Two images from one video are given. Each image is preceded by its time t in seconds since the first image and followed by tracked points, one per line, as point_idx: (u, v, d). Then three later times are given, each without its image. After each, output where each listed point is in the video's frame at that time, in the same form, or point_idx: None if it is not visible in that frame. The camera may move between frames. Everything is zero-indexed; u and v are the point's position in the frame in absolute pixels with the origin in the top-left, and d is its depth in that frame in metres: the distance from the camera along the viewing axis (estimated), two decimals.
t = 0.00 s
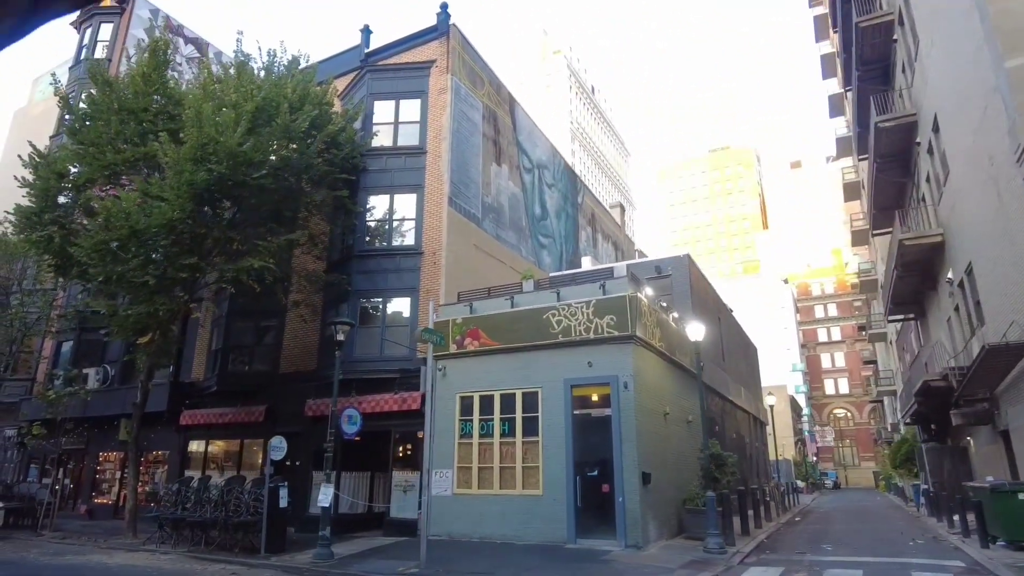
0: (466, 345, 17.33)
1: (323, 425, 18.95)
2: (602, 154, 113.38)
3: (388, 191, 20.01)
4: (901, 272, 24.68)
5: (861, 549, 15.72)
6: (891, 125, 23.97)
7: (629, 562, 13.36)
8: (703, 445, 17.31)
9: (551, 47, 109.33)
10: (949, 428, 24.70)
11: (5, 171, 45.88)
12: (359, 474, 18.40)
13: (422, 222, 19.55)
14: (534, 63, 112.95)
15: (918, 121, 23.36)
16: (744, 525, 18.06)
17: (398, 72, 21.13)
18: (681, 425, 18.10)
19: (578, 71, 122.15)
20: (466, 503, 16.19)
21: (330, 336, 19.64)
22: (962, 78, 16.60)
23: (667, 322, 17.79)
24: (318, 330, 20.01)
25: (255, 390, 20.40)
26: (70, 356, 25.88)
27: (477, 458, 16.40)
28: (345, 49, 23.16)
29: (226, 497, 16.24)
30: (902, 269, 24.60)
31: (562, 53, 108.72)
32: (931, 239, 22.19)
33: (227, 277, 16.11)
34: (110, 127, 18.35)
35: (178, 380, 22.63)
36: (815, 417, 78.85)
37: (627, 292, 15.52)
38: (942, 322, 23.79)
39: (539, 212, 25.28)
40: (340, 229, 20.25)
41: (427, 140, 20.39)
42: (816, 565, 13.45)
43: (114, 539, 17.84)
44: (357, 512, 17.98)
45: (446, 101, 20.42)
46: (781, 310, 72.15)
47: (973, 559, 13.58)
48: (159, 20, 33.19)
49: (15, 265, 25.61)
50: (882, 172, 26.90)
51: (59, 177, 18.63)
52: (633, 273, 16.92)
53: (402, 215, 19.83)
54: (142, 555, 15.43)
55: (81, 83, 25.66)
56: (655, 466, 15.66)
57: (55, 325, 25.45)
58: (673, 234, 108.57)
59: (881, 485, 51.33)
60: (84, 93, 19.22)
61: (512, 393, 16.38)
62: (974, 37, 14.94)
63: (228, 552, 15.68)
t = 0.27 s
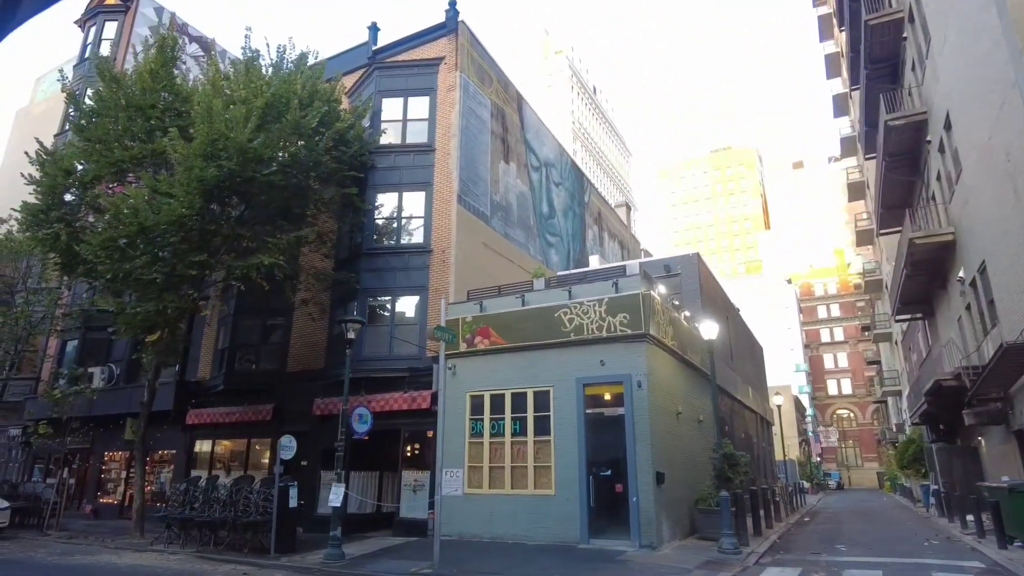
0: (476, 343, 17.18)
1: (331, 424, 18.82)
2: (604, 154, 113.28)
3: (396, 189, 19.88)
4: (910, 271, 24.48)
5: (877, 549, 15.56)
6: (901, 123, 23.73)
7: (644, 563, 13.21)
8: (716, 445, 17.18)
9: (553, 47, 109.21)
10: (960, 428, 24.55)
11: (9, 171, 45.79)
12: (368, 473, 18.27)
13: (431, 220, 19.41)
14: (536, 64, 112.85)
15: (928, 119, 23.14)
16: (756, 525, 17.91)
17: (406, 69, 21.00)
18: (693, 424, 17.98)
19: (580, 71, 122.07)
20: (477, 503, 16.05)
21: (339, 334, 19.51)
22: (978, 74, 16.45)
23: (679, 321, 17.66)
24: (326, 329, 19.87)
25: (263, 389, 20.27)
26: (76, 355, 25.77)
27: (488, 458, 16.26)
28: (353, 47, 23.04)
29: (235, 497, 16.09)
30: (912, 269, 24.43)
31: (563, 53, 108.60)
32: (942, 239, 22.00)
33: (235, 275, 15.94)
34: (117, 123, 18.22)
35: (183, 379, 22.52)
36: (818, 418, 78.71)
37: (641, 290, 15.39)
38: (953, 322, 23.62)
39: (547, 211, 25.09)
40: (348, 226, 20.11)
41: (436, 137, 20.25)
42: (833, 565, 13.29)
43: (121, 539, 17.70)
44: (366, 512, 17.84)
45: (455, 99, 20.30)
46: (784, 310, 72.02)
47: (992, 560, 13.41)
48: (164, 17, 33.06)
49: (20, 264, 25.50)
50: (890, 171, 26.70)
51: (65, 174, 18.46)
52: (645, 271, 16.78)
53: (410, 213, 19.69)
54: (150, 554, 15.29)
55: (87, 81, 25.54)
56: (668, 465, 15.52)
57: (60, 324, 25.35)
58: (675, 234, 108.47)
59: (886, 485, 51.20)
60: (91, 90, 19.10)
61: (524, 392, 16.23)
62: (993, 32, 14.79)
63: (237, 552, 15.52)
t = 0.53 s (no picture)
0: (492, 338, 17.05)
1: (345, 419, 18.73)
2: (609, 150, 112.93)
3: (409, 183, 19.73)
4: (926, 265, 24.22)
5: (898, 545, 15.39)
6: (917, 116, 23.40)
7: (666, 558, 13.09)
8: (733, 439, 17.06)
9: (557, 43, 108.85)
10: (976, 422, 24.34)
11: (15, 168, 45.80)
12: (382, 468, 18.22)
13: (445, 214, 19.26)
14: (540, 59, 112.46)
15: (945, 111, 22.78)
16: (775, 520, 17.76)
17: (418, 62, 20.83)
18: (710, 418, 17.85)
19: (584, 67, 121.64)
20: (494, 498, 15.96)
21: (352, 329, 19.41)
22: (1001, 63, 16.16)
23: (697, 314, 17.50)
24: (340, 323, 19.77)
25: (276, 384, 20.20)
26: (87, 351, 25.78)
27: (505, 453, 16.15)
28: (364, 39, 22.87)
29: (251, 492, 15.99)
30: (928, 262, 24.17)
31: (568, 49, 108.22)
32: (959, 232, 21.70)
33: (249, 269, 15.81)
34: (129, 117, 18.09)
35: (195, 374, 22.45)
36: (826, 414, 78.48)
37: (660, 283, 15.23)
38: (970, 315, 23.37)
39: (558, 204, 24.89)
40: (360, 220, 19.99)
41: (448, 130, 20.08)
42: (858, 560, 13.14)
43: (136, 535, 17.64)
44: (381, 507, 17.81)
45: (467, 91, 20.14)
46: (791, 306, 71.72)
47: (1020, 555, 13.20)
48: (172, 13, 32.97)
49: (31, 259, 25.45)
50: (904, 164, 26.38)
51: (77, 168, 18.31)
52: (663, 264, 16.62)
53: (423, 207, 19.55)
54: (166, 550, 15.22)
55: (97, 75, 25.45)
56: (687, 460, 15.40)
57: (70, 320, 25.34)
58: (680, 230, 108.16)
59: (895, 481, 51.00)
60: (103, 84, 18.98)
61: (540, 386, 16.11)
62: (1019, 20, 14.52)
63: (253, 548, 15.43)
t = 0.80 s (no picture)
0: (511, 334, 16.87)
1: (363, 417, 18.61)
2: (618, 146, 112.42)
3: (425, 179, 19.56)
4: (949, 259, 23.78)
5: (927, 544, 15.07)
6: (939, 107, 22.93)
7: (692, 556, 12.88)
8: (757, 436, 16.83)
9: (566, 39, 108.41)
10: (1001, 419, 23.90)
11: (30, 168, 46.09)
12: (400, 465, 18.10)
13: (462, 209, 19.07)
14: (549, 55, 112.03)
15: (969, 102, 22.29)
16: (799, 518, 17.48)
17: (434, 56, 20.66)
18: (732, 415, 17.62)
19: (594, 63, 121.08)
20: (515, 496, 15.79)
21: (369, 326, 19.28)
22: None
23: (719, 310, 17.27)
24: (357, 320, 19.68)
25: (293, 381, 20.14)
26: (104, 349, 25.98)
27: (526, 450, 15.99)
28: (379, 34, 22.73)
29: (270, 490, 15.90)
30: (951, 256, 23.71)
31: (577, 45, 107.80)
32: (984, 225, 21.21)
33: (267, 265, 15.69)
34: (144, 113, 18.01)
35: (212, 372, 22.41)
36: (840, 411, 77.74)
37: (683, 278, 15.03)
38: (995, 310, 22.92)
39: (574, 200, 24.62)
40: (377, 216, 19.86)
41: (465, 125, 19.87)
42: (889, 559, 12.87)
43: (155, 533, 17.61)
44: (399, 505, 17.70)
45: (483, 86, 19.94)
46: (805, 302, 71.10)
47: None
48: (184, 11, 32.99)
49: (48, 258, 25.53)
50: (925, 156, 25.90)
51: (94, 165, 18.21)
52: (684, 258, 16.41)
53: (440, 203, 19.37)
54: (187, 548, 15.15)
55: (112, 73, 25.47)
56: (711, 457, 15.19)
57: (88, 318, 25.50)
58: (691, 226, 107.51)
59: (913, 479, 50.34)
60: (119, 81, 18.94)
61: (561, 383, 15.92)
62: None
63: (273, 546, 15.34)
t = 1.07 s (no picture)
0: (538, 332, 16.68)
1: (389, 415, 18.58)
2: (634, 143, 111.73)
3: (450, 176, 19.42)
4: (982, 254, 23.19)
5: (969, 545, 14.67)
6: (973, 98, 22.31)
7: (729, 557, 12.63)
8: (790, 435, 16.56)
9: (581, 36, 107.95)
10: None
11: (54, 171, 46.70)
12: (428, 463, 17.96)
13: (486, 206, 18.89)
14: (564, 53, 111.59)
15: (1004, 92, 21.66)
16: (834, 519, 17.13)
17: (457, 52, 20.51)
18: (764, 413, 17.36)
19: (609, 60, 120.46)
20: (545, 496, 15.62)
21: (396, 325, 19.24)
22: None
23: (751, 307, 17.02)
24: (382, 318, 19.64)
25: (319, 380, 20.16)
26: (130, 349, 26.20)
27: (555, 449, 15.81)
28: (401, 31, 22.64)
29: (298, 489, 15.83)
30: (985, 250, 23.09)
31: (592, 43, 107.33)
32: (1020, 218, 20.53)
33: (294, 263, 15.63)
34: (169, 112, 18.04)
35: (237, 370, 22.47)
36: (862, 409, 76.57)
37: (716, 274, 14.81)
38: None
39: (598, 196, 24.33)
40: (401, 214, 19.76)
41: (489, 121, 19.69)
42: (933, 560, 12.52)
43: (183, 532, 17.63)
44: (427, 504, 17.61)
45: (508, 81, 19.73)
46: (826, 299, 70.16)
47: None
48: (205, 13, 33.17)
49: (75, 258, 25.77)
50: (957, 148, 25.27)
51: (121, 166, 18.22)
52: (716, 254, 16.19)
53: (464, 200, 19.23)
54: (217, 547, 15.12)
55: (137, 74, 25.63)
56: (746, 456, 14.96)
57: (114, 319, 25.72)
58: (709, 223, 106.58)
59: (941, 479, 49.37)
60: (145, 81, 18.97)
61: (590, 381, 15.73)
62: None
63: (302, 545, 15.25)
